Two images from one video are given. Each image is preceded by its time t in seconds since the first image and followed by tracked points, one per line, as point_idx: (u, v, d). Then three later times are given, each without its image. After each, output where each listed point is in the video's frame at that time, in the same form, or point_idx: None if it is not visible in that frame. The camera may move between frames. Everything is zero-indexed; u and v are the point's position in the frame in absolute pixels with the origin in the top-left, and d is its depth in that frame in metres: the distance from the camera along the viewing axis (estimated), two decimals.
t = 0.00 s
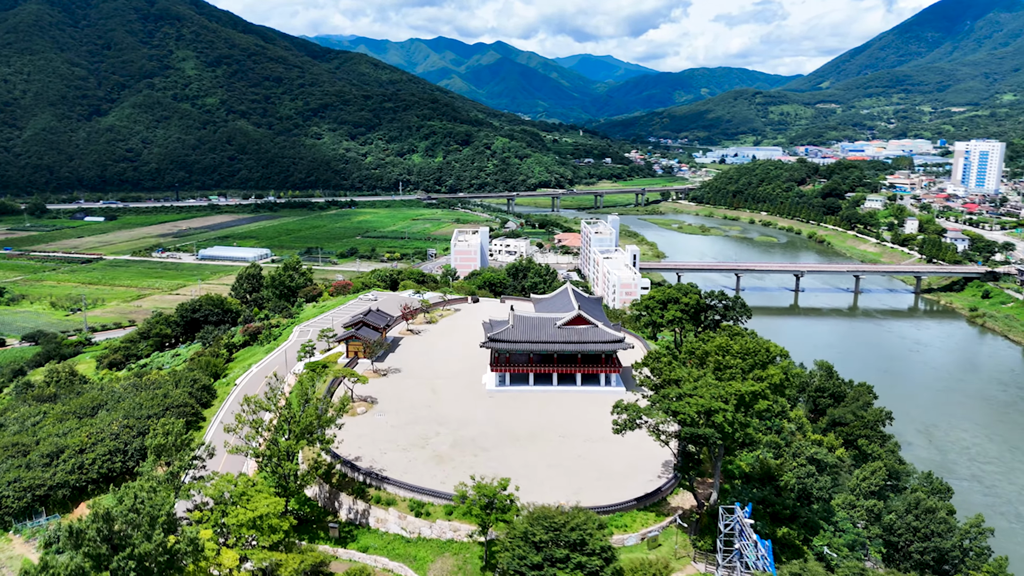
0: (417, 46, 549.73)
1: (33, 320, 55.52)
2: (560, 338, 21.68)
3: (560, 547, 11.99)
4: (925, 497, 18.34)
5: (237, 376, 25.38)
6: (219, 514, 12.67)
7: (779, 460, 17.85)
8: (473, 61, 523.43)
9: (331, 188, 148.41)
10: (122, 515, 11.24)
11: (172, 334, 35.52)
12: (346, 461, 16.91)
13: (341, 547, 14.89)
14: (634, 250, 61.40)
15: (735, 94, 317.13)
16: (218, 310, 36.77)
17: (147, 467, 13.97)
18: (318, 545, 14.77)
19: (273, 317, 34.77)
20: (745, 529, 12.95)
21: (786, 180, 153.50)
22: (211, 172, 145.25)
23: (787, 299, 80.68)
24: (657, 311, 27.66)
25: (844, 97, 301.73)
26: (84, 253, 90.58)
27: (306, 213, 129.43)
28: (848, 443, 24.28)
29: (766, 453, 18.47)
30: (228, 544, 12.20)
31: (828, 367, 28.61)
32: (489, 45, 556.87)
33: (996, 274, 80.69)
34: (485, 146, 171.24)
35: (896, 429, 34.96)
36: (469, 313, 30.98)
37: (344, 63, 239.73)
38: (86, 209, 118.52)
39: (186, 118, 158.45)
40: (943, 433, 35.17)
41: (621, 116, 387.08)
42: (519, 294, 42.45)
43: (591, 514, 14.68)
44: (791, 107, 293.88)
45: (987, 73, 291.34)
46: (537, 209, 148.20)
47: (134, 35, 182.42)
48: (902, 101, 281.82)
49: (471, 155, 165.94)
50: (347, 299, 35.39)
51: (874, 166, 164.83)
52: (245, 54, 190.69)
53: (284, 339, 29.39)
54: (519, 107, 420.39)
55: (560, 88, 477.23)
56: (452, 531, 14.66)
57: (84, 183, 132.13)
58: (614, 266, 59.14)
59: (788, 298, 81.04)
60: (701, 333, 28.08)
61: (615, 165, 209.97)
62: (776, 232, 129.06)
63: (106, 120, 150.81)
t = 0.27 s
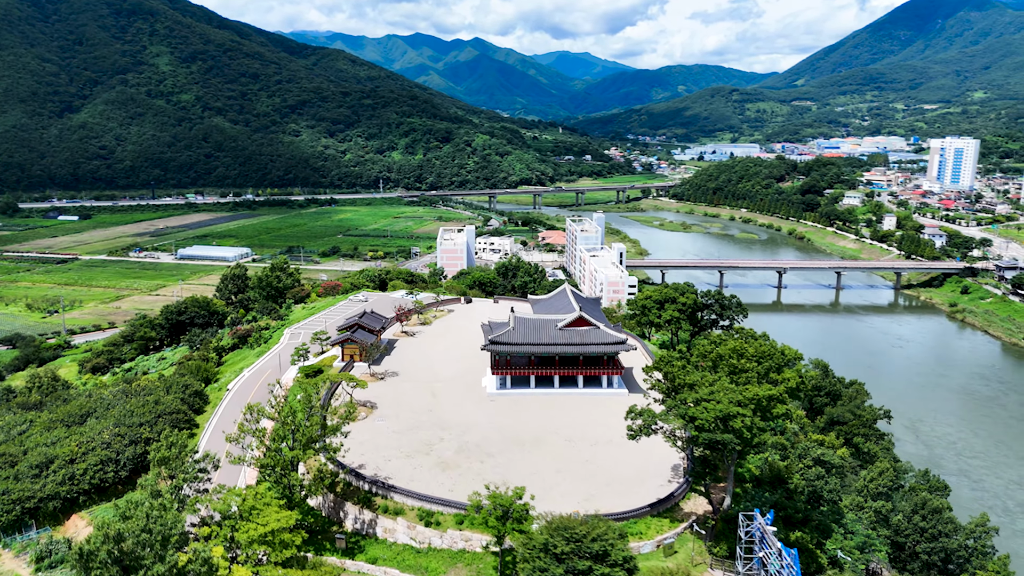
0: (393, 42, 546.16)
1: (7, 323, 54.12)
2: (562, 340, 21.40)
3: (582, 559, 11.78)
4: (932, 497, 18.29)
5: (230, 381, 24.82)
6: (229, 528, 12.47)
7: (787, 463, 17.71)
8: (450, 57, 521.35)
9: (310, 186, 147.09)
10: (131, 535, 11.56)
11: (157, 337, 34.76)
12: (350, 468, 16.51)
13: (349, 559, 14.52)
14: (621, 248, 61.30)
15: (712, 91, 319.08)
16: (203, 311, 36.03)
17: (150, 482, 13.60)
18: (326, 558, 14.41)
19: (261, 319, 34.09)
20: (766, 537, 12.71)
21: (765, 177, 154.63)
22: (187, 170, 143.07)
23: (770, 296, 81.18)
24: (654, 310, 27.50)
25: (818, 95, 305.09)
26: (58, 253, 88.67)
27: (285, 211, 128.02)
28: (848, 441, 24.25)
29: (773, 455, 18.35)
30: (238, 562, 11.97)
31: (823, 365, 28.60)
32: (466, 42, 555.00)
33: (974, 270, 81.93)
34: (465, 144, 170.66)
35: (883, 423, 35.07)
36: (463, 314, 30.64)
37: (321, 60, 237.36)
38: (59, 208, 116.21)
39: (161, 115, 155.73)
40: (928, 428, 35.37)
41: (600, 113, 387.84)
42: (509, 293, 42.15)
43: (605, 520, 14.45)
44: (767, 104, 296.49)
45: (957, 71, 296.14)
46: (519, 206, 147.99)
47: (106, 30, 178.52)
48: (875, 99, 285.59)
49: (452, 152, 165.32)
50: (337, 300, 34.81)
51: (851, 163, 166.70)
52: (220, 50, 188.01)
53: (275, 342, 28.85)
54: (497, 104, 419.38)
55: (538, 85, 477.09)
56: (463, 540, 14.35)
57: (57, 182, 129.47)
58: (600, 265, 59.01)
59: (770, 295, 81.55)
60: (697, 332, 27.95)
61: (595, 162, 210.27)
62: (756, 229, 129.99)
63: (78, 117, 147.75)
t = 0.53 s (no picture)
0: (370, 39, 541.95)
1: None
2: (566, 343, 21.11)
3: (605, 571, 11.61)
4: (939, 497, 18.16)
5: (223, 387, 24.27)
6: (240, 544, 12.44)
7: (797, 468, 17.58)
8: (428, 54, 518.80)
9: (288, 183, 145.77)
10: (144, 555, 11.81)
11: (141, 340, 33.94)
12: (356, 477, 16.08)
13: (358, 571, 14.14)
14: (607, 246, 61.19)
15: (689, 89, 320.92)
16: (189, 313, 35.40)
17: (156, 499, 13.27)
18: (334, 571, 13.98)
19: (250, 322, 33.41)
20: (787, 543, 12.55)
21: (744, 173, 155.51)
22: (162, 168, 140.82)
23: (753, 293, 81.64)
24: (651, 310, 27.33)
25: (794, 92, 308.06)
26: (31, 253, 86.67)
27: (264, 209, 126.50)
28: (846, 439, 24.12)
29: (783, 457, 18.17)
30: None
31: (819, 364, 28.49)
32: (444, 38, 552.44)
33: (953, 266, 82.95)
34: (446, 141, 169.91)
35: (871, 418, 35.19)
36: (456, 315, 30.35)
37: (298, 56, 234.70)
38: (32, 207, 113.85)
39: (135, 112, 152.88)
40: (915, 423, 35.56)
41: (579, 111, 388.16)
42: (500, 293, 41.75)
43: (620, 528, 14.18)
44: (744, 101, 298.68)
45: (929, 68, 300.32)
46: (500, 203, 147.67)
47: (77, 25, 173.94)
48: (850, 96, 288.79)
49: (432, 149, 164.57)
50: (326, 301, 34.27)
51: (828, 160, 168.31)
52: (195, 46, 185.20)
53: (266, 345, 28.29)
54: (476, 101, 418.06)
55: (517, 81, 476.47)
56: (476, 550, 14.05)
57: (28, 180, 126.65)
58: (588, 262, 58.76)
59: (754, 292, 82.02)
60: (692, 332, 27.87)
61: (576, 160, 210.36)
62: (736, 226, 130.81)
63: (49, 114, 144.61)
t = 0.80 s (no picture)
0: (346, 35, 536.83)
1: None
2: (567, 344, 20.89)
3: None
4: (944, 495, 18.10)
5: (215, 393, 23.70)
6: (251, 560, 12.01)
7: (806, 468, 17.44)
8: (405, 50, 515.75)
9: (267, 181, 144.06)
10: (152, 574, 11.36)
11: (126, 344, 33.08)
12: (364, 486, 15.68)
13: None
14: (594, 244, 61.02)
15: (666, 86, 322.19)
16: (175, 316, 34.62)
17: (161, 515, 12.80)
18: None
19: (238, 324, 32.76)
20: (810, 550, 12.40)
21: (724, 170, 156.33)
22: (137, 165, 138.31)
23: (737, 290, 81.91)
24: (648, 309, 27.23)
25: (770, 89, 310.77)
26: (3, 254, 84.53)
27: (243, 207, 124.84)
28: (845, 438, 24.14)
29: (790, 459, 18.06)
30: None
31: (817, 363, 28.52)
32: (421, 35, 549.34)
33: (932, 262, 83.92)
34: (425, 138, 168.98)
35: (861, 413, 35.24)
36: (450, 316, 29.98)
37: (274, 52, 231.77)
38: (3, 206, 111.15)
39: (108, 109, 149.88)
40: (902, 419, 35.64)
41: (557, 108, 388.25)
42: (490, 293, 41.40)
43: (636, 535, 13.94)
44: (721, 98, 300.65)
45: (902, 66, 304.38)
46: (481, 201, 147.26)
47: (47, 20, 169.10)
48: (824, 93, 291.86)
49: (412, 146, 163.60)
50: (316, 304, 33.69)
51: (806, 156, 169.85)
52: (169, 41, 181.98)
53: (257, 348, 27.72)
54: (454, 98, 416.28)
55: (494, 78, 475.21)
56: (489, 558, 13.73)
57: None
58: (575, 260, 58.51)
59: (737, 289, 82.28)
60: (690, 331, 27.86)
61: (555, 157, 210.35)
62: (717, 222, 131.46)
63: (19, 111, 141.23)
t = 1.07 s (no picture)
0: (322, 30, 531.55)
1: None
2: (571, 346, 20.64)
3: None
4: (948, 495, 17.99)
5: (209, 398, 23.14)
6: None
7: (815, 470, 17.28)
8: (382, 46, 512.21)
9: (244, 179, 142.30)
10: None
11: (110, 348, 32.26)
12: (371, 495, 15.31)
13: None
14: (581, 242, 60.88)
15: (644, 82, 323.25)
16: (160, 318, 33.87)
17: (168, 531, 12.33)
18: None
19: (226, 327, 32.09)
20: (834, 557, 12.32)
21: (704, 167, 156.92)
22: (111, 163, 135.73)
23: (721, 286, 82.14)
24: (646, 308, 27.22)
25: (746, 86, 313.19)
26: None
27: (220, 206, 123.13)
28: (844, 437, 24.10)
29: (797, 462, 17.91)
30: None
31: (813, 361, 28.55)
32: (398, 31, 545.79)
33: (912, 258, 85.25)
34: (405, 135, 167.85)
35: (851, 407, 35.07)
36: (444, 317, 29.61)
37: (250, 48, 228.66)
38: None
39: (80, 105, 146.77)
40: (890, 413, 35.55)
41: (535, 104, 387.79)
42: (480, 293, 40.95)
43: (653, 543, 13.71)
44: (698, 95, 302.34)
45: (875, 63, 308.29)
46: (463, 198, 146.68)
47: (16, 14, 165.39)
48: (799, 90, 294.65)
49: (392, 143, 162.44)
50: (306, 305, 33.11)
51: (784, 153, 171.10)
52: (142, 37, 178.61)
53: (248, 352, 27.13)
54: (431, 94, 414.04)
55: (472, 74, 473.60)
56: (504, 568, 13.42)
57: None
58: (562, 259, 58.24)
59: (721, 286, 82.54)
60: (687, 331, 27.78)
61: (536, 154, 210.09)
62: (698, 219, 132.06)
63: None
